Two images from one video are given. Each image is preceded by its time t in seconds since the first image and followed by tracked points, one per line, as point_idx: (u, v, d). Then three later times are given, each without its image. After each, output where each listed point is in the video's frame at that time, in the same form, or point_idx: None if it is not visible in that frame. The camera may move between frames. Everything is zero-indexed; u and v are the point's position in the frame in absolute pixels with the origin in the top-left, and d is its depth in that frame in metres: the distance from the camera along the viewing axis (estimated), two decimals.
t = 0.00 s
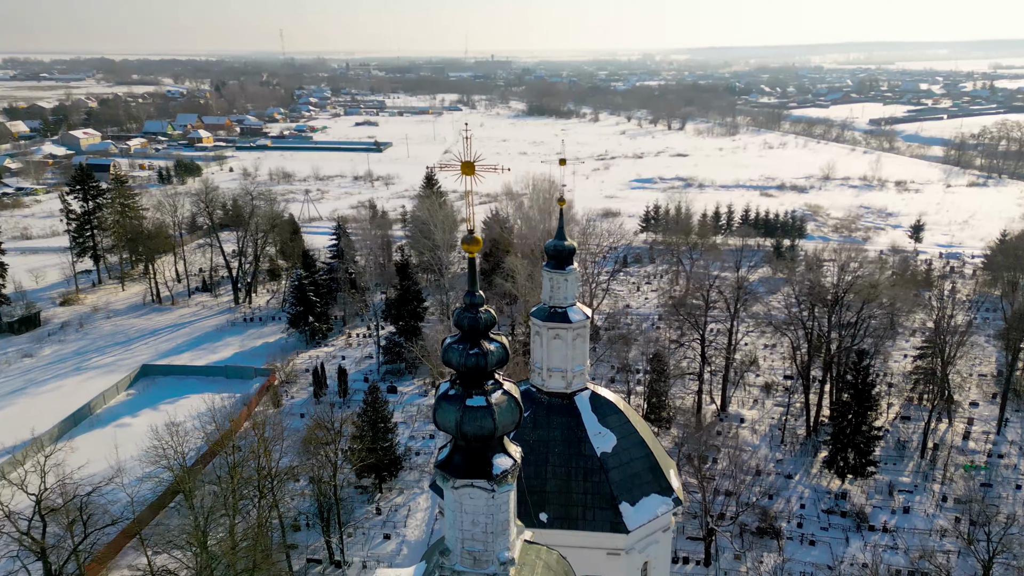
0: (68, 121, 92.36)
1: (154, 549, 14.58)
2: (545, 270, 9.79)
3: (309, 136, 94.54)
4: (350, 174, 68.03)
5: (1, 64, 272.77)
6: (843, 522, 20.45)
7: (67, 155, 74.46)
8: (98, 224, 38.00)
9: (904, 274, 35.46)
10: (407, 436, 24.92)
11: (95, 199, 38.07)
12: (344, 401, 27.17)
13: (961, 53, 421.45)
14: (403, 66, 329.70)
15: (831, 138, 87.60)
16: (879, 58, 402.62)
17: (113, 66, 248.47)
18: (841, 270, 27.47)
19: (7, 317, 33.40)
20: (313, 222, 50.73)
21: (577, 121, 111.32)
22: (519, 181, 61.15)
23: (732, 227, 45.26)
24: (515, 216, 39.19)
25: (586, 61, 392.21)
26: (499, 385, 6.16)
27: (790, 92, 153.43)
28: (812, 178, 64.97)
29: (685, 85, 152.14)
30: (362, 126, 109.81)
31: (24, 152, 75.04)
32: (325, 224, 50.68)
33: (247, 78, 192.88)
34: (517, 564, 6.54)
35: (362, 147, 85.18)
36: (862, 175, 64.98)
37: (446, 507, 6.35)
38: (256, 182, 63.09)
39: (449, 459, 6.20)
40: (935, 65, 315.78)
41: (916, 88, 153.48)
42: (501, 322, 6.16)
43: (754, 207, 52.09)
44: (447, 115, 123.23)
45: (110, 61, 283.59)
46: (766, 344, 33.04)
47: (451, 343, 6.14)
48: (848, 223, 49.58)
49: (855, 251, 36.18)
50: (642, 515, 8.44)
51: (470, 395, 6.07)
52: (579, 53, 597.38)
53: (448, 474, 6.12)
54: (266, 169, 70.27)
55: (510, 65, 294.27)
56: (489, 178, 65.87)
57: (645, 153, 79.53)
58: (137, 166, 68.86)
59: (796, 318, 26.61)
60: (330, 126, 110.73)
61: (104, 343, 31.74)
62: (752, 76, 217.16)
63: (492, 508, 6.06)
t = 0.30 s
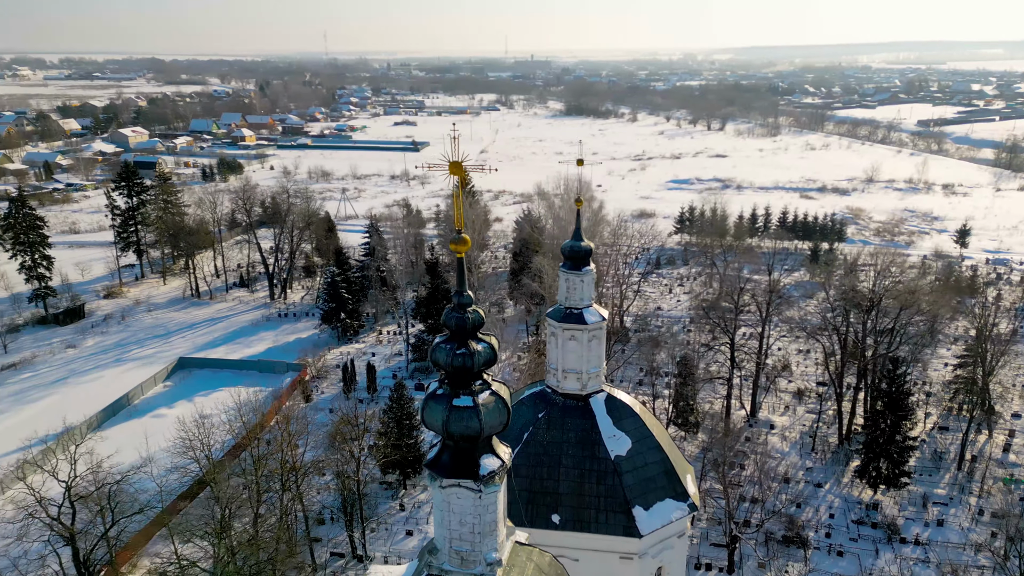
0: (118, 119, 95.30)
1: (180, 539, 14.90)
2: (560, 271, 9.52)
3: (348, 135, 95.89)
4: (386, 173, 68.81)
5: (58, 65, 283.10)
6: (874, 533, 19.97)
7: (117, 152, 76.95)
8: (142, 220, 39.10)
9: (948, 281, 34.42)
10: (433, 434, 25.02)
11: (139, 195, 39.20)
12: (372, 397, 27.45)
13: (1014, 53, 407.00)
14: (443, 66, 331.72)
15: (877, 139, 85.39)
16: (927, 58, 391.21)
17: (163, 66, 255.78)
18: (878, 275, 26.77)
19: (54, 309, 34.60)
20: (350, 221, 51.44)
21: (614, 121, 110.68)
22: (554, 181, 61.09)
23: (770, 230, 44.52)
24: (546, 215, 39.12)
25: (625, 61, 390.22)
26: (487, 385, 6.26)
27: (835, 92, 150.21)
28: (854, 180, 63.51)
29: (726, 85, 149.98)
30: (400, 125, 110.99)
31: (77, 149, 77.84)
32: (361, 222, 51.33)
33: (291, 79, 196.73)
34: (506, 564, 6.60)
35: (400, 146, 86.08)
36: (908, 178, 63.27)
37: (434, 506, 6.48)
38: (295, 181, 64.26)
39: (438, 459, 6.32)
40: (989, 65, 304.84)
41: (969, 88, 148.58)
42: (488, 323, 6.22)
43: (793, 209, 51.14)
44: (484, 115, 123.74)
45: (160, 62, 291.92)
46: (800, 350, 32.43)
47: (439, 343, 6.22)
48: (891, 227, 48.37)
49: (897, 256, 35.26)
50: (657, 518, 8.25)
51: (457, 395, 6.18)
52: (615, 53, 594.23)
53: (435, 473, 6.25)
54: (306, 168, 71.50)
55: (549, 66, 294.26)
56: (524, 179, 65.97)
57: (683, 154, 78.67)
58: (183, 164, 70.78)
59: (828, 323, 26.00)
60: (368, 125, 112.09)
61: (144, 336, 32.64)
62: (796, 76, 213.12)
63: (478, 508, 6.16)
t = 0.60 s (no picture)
0: (165, 118, 98.11)
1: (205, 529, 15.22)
2: (575, 272, 9.11)
3: (384, 134, 97.06)
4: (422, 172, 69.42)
5: (110, 64, 291.86)
6: (904, 545, 19.44)
7: (163, 149, 79.20)
8: (182, 216, 40.08)
9: (993, 288, 33.30)
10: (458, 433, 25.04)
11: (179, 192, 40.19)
12: (399, 394, 27.65)
13: None
14: (482, 66, 332.73)
15: (923, 141, 83.14)
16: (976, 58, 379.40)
17: (209, 66, 261.96)
18: (915, 279, 26.04)
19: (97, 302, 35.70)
20: (385, 219, 52.02)
21: (651, 121, 109.83)
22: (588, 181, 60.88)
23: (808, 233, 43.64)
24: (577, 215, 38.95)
25: (663, 61, 387.51)
26: (473, 385, 6.21)
27: (881, 93, 146.64)
28: (898, 182, 61.92)
29: (767, 85, 147.68)
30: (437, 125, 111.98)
31: (126, 146, 80.40)
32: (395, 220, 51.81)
33: (333, 78, 200.02)
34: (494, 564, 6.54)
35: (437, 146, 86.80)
36: (954, 181, 61.43)
37: (423, 505, 6.45)
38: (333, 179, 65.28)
39: (424, 458, 6.29)
40: None
41: None
42: (474, 322, 6.17)
43: (833, 212, 50.08)
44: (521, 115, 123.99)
45: (208, 61, 298.97)
46: (833, 356, 31.74)
47: (426, 342, 6.20)
48: (935, 231, 47.05)
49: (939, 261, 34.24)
50: (671, 524, 7.69)
51: (442, 395, 6.13)
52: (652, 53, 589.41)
53: (422, 472, 6.24)
54: (344, 166, 72.66)
55: (587, 65, 293.34)
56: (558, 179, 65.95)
57: (720, 155, 77.67)
58: (225, 162, 72.51)
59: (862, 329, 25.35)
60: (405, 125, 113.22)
61: (181, 329, 33.41)
62: (840, 75, 208.77)
63: (463, 508, 6.12)
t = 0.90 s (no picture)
0: (206, 117, 100.44)
1: (226, 522, 15.46)
2: (588, 272, 8.84)
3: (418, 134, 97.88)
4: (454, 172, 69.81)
5: (155, 64, 298.71)
6: (933, 557, 18.93)
7: (203, 148, 81.02)
8: (218, 213, 40.90)
9: None
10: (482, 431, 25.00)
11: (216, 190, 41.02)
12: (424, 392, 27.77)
13: None
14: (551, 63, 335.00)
15: (969, 142, 80.74)
16: None
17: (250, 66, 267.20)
18: (951, 284, 25.32)
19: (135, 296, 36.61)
20: (417, 218, 52.37)
21: (686, 121, 108.60)
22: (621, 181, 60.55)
23: (846, 237, 42.75)
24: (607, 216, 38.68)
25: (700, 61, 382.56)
26: (458, 385, 6.31)
27: (928, 93, 142.81)
28: (942, 185, 60.26)
29: (808, 85, 144.87)
30: (471, 125, 112.41)
31: (168, 145, 82.36)
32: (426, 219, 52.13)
33: (370, 78, 202.20)
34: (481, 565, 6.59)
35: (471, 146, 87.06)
36: (1001, 184, 59.55)
37: (407, 505, 6.52)
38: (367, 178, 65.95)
39: (410, 457, 6.37)
40: None
41: None
42: (459, 322, 6.24)
43: (872, 215, 48.97)
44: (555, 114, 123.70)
45: (249, 61, 304.12)
46: (866, 362, 31.07)
47: (411, 342, 6.29)
48: (978, 235, 45.68)
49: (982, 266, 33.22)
50: (681, 528, 7.49)
51: (428, 395, 6.24)
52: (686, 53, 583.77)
53: (407, 471, 6.30)
54: (378, 165, 73.47)
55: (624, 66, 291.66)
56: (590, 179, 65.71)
57: (756, 156, 76.59)
58: (262, 160, 73.80)
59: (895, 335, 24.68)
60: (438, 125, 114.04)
61: (215, 324, 34.09)
62: (885, 75, 203.87)
63: (448, 507, 6.17)
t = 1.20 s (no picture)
0: (244, 117, 102.33)
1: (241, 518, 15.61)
2: (599, 273, 8.60)
3: (451, 134, 98.44)
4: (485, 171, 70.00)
5: (202, 65, 304.74)
6: (959, 571, 18.45)
7: (240, 146, 82.60)
8: (251, 210, 41.69)
9: None
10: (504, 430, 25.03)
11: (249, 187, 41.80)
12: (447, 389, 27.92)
13: None
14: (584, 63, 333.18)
15: (1015, 144, 78.23)
16: None
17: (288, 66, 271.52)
18: (988, 290, 24.55)
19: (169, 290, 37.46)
20: (447, 216, 52.59)
21: (720, 122, 107.27)
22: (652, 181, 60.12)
23: (883, 240, 41.78)
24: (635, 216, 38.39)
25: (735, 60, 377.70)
26: (440, 385, 6.55)
27: (975, 94, 138.69)
28: (985, 188, 58.52)
29: (848, 85, 141.92)
30: (502, 125, 112.60)
31: (206, 143, 84.12)
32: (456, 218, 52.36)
33: (405, 78, 203.99)
34: (464, 564, 6.80)
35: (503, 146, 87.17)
36: None
37: (392, 503, 6.78)
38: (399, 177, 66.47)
39: (394, 456, 6.63)
40: None
41: None
42: (441, 322, 6.47)
43: (910, 218, 47.77)
44: (588, 114, 123.29)
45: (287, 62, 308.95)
46: (900, 368, 30.33)
47: (395, 342, 6.55)
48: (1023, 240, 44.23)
49: None
50: (690, 533, 7.34)
51: (410, 394, 6.49)
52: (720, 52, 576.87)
53: (389, 470, 6.57)
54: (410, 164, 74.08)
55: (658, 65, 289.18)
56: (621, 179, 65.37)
57: (791, 157, 75.36)
58: (297, 159, 74.97)
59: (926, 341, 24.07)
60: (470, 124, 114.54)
61: (245, 319, 34.69)
62: (928, 75, 198.81)
63: (429, 507, 6.42)
